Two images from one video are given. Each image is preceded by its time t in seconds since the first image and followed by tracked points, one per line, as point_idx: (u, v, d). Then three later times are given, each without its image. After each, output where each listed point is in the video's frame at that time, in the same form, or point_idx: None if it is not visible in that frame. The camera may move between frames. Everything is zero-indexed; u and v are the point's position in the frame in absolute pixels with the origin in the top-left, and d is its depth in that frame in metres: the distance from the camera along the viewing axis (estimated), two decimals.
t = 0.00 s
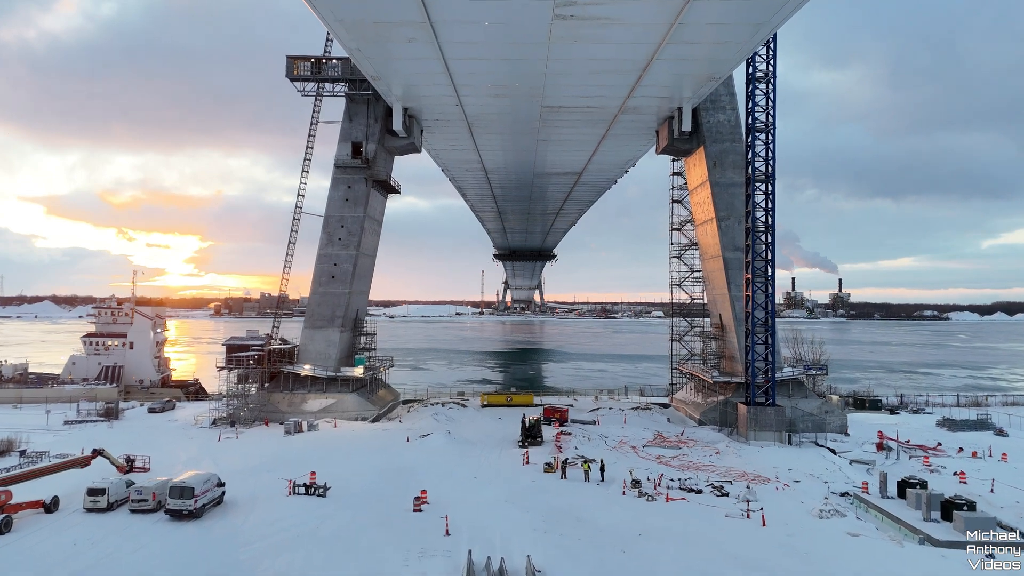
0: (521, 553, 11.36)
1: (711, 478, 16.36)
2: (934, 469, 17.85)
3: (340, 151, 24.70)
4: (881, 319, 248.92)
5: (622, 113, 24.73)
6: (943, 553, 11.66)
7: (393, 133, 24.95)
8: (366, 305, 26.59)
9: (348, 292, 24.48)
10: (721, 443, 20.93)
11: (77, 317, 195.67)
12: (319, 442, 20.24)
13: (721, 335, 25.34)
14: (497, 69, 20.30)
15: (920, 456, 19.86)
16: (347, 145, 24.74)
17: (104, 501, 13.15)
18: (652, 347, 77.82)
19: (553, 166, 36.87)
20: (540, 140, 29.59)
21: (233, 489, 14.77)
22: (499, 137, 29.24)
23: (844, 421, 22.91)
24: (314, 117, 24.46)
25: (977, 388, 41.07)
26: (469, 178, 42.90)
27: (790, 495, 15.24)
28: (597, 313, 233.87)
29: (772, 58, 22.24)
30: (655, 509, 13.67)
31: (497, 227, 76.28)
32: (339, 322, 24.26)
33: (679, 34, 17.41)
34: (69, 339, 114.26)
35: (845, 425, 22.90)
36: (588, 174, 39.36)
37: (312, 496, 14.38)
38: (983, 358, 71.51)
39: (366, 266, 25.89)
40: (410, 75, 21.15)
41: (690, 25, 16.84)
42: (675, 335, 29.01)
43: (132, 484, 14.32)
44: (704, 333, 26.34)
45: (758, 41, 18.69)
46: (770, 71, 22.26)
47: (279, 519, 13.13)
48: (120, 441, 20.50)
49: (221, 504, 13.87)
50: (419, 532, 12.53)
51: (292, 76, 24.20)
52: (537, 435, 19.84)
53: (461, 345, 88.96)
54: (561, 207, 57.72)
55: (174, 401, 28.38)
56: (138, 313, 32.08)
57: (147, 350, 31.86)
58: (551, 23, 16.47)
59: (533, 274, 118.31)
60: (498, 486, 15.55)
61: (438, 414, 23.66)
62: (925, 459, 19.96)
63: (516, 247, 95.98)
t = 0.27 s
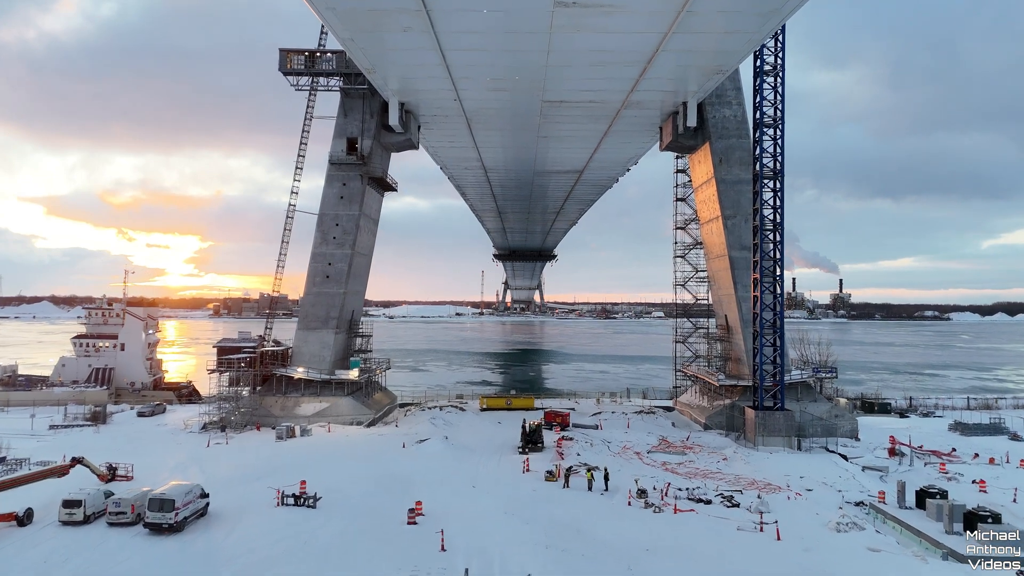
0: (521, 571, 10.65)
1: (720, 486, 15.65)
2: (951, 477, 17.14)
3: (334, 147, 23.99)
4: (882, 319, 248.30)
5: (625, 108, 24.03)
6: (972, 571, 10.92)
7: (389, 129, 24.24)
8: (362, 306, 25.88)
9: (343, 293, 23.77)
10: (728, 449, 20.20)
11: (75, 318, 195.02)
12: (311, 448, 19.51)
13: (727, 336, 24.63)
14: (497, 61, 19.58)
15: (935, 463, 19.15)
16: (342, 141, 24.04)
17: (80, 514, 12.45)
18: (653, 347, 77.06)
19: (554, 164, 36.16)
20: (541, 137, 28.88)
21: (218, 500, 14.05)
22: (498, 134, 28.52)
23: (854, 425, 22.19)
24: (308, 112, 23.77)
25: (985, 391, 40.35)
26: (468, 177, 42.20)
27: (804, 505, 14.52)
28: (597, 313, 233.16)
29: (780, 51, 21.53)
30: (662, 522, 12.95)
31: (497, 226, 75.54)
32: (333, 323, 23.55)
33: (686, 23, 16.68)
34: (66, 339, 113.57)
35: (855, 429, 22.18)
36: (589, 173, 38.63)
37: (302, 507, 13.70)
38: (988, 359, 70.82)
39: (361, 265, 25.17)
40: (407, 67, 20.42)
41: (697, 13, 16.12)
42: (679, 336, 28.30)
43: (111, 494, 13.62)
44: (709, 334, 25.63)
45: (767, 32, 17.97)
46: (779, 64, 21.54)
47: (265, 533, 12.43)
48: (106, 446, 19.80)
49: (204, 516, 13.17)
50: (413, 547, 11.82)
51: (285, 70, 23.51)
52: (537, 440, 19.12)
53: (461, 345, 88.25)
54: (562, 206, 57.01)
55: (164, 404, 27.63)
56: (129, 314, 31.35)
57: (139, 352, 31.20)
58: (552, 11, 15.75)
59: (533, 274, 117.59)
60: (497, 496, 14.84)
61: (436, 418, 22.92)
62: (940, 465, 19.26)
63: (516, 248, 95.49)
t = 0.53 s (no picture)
0: None
1: (730, 496, 14.93)
2: (970, 485, 16.42)
3: (329, 143, 23.29)
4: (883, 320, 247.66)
5: (628, 102, 23.32)
6: None
7: (386, 124, 23.54)
8: (358, 307, 25.17)
9: (338, 293, 23.07)
10: (736, 455, 19.47)
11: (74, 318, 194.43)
12: (304, 454, 18.82)
13: (734, 337, 23.94)
14: (495, 51, 18.85)
15: (952, 470, 18.41)
16: (337, 137, 23.34)
17: (54, 527, 11.75)
18: (654, 348, 76.32)
19: (555, 161, 35.47)
20: (542, 133, 28.18)
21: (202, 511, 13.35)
22: (498, 130, 27.82)
23: (865, 430, 21.46)
24: (301, 107, 23.09)
25: (994, 393, 39.63)
26: (467, 175, 41.51)
27: (819, 516, 13.80)
28: (598, 314, 232.43)
29: (789, 43, 20.83)
30: (671, 535, 12.22)
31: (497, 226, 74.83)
32: (328, 324, 22.86)
33: (694, 11, 15.97)
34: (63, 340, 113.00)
35: (867, 434, 21.46)
36: (590, 171, 37.92)
37: (290, 518, 13.01)
38: (993, 360, 70.12)
39: (357, 264, 24.47)
40: (402, 60, 19.72)
41: None
42: (683, 338, 27.61)
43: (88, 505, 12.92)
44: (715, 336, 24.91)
45: (778, 21, 17.23)
46: (788, 56, 20.83)
47: (249, 548, 11.72)
48: (91, 452, 19.11)
49: (186, 529, 12.48)
50: (406, 563, 11.10)
51: (278, 63, 22.83)
52: (538, 446, 18.39)
53: (461, 346, 87.58)
54: (562, 206, 56.32)
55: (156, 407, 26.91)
56: (121, 314, 30.65)
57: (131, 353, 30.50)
58: None
59: (533, 275, 116.92)
60: (495, 506, 14.12)
61: (433, 423, 22.21)
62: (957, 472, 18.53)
63: (516, 248, 94.77)
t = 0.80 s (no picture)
0: None
1: (740, 505, 14.25)
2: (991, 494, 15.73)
3: (324, 138, 22.61)
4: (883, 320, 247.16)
5: (632, 97, 22.64)
6: None
7: (382, 119, 22.86)
8: (353, 307, 24.48)
9: (333, 293, 22.38)
10: (744, 461, 18.78)
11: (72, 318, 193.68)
12: (296, 460, 18.13)
13: (741, 338, 23.26)
14: (495, 42, 18.14)
15: (969, 477, 17.72)
16: (332, 132, 22.66)
17: (27, 541, 11.07)
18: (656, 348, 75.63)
19: (556, 159, 34.78)
20: (543, 129, 27.49)
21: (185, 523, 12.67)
22: (498, 126, 27.14)
23: (876, 434, 20.77)
24: (295, 101, 22.42)
25: (1003, 395, 38.92)
26: (466, 174, 40.86)
27: (835, 528, 13.12)
28: (598, 314, 231.75)
29: (798, 35, 20.17)
30: (680, 549, 11.54)
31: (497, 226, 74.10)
32: (322, 325, 22.18)
33: None
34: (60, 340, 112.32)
35: (878, 439, 20.76)
36: (592, 168, 37.23)
37: (278, 531, 12.35)
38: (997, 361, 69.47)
39: (353, 263, 23.80)
40: (399, 51, 19.05)
41: None
42: (688, 339, 26.92)
43: (64, 517, 12.24)
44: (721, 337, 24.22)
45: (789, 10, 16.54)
46: (797, 49, 20.16)
47: (233, 564, 11.06)
48: (75, 458, 18.42)
49: (168, 543, 11.80)
50: None
51: (271, 56, 22.16)
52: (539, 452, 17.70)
53: (460, 346, 86.91)
54: (563, 205, 55.63)
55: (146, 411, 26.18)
56: (112, 315, 29.92)
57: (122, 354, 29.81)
58: None
59: (533, 275, 116.27)
60: (494, 517, 13.44)
61: (431, 427, 21.51)
62: (974, 479, 17.85)
63: (517, 247, 94.04)
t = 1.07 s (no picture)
0: None
1: (753, 516, 13.57)
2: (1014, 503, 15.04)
3: (319, 134, 21.92)
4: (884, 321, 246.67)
5: (636, 91, 21.94)
6: None
7: (379, 114, 22.18)
8: (349, 308, 23.80)
9: (328, 293, 21.70)
10: (754, 467, 18.09)
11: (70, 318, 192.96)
12: (288, 467, 17.44)
13: (748, 340, 22.59)
14: (496, 32, 17.45)
15: (988, 485, 17.04)
16: (327, 127, 21.98)
17: None
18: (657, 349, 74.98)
19: (557, 156, 34.10)
20: (544, 125, 26.81)
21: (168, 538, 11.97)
22: (498, 121, 26.45)
23: (889, 439, 20.08)
24: (289, 95, 21.75)
25: (1012, 397, 38.27)
26: (466, 172, 40.20)
27: (854, 540, 12.45)
28: (598, 314, 231.16)
29: (809, 26, 19.50)
30: (693, 565, 10.85)
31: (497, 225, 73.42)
32: (317, 325, 21.50)
33: None
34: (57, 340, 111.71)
35: (891, 444, 20.08)
36: (593, 166, 36.56)
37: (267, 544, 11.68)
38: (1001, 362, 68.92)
39: (349, 262, 23.12)
40: (395, 43, 18.37)
41: None
42: (693, 340, 26.26)
43: (38, 531, 11.53)
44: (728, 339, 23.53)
45: None
46: (808, 41, 19.47)
47: None
48: (59, 464, 17.75)
49: (148, 557, 11.13)
50: None
51: (264, 49, 21.48)
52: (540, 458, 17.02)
53: (460, 347, 86.29)
54: (564, 204, 54.95)
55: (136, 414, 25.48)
56: (103, 315, 29.28)
57: (113, 355, 29.14)
58: None
59: (534, 275, 115.68)
60: (495, 529, 12.75)
61: (429, 431, 20.84)
62: (993, 486, 17.17)
63: (517, 247, 93.35)
